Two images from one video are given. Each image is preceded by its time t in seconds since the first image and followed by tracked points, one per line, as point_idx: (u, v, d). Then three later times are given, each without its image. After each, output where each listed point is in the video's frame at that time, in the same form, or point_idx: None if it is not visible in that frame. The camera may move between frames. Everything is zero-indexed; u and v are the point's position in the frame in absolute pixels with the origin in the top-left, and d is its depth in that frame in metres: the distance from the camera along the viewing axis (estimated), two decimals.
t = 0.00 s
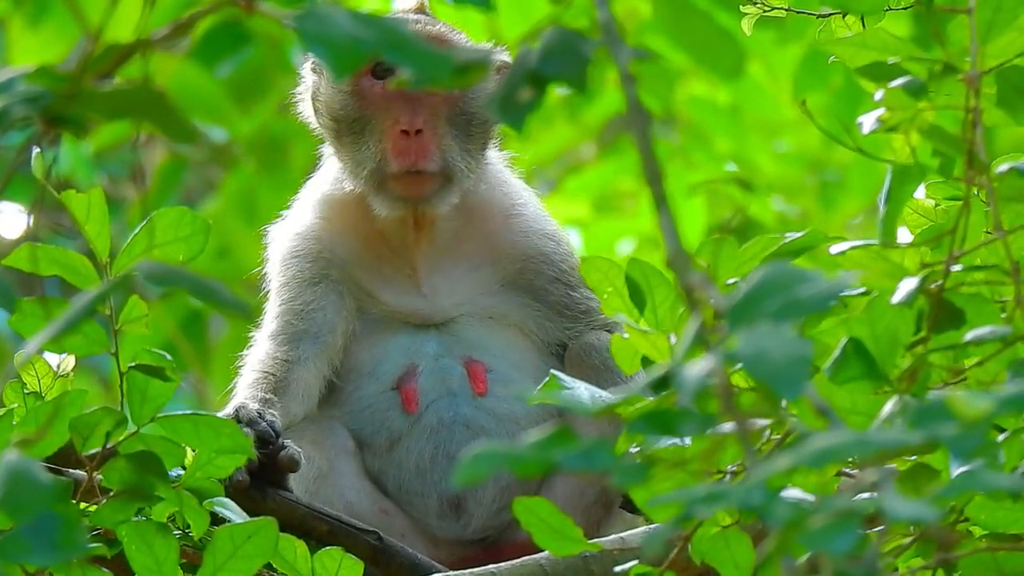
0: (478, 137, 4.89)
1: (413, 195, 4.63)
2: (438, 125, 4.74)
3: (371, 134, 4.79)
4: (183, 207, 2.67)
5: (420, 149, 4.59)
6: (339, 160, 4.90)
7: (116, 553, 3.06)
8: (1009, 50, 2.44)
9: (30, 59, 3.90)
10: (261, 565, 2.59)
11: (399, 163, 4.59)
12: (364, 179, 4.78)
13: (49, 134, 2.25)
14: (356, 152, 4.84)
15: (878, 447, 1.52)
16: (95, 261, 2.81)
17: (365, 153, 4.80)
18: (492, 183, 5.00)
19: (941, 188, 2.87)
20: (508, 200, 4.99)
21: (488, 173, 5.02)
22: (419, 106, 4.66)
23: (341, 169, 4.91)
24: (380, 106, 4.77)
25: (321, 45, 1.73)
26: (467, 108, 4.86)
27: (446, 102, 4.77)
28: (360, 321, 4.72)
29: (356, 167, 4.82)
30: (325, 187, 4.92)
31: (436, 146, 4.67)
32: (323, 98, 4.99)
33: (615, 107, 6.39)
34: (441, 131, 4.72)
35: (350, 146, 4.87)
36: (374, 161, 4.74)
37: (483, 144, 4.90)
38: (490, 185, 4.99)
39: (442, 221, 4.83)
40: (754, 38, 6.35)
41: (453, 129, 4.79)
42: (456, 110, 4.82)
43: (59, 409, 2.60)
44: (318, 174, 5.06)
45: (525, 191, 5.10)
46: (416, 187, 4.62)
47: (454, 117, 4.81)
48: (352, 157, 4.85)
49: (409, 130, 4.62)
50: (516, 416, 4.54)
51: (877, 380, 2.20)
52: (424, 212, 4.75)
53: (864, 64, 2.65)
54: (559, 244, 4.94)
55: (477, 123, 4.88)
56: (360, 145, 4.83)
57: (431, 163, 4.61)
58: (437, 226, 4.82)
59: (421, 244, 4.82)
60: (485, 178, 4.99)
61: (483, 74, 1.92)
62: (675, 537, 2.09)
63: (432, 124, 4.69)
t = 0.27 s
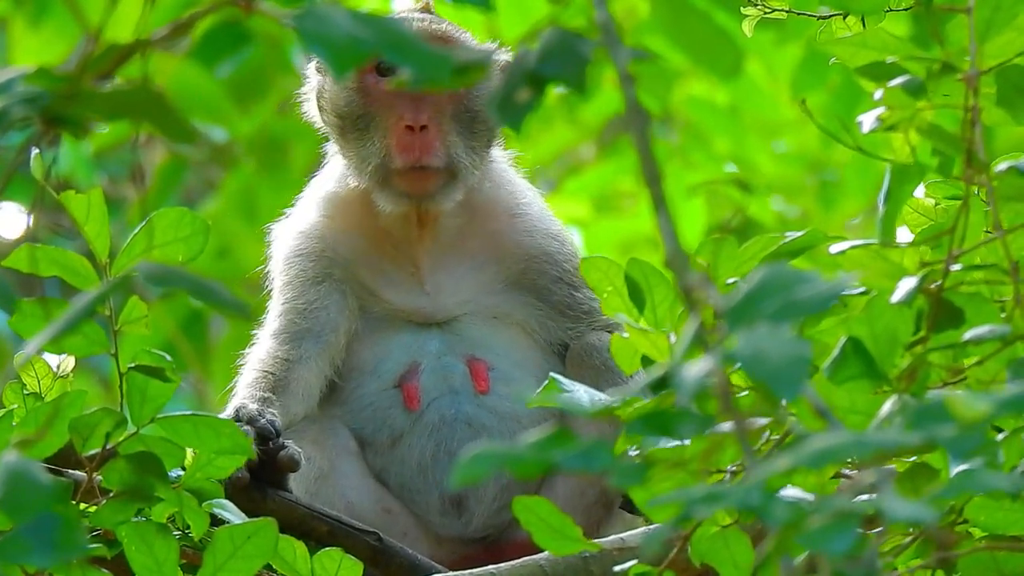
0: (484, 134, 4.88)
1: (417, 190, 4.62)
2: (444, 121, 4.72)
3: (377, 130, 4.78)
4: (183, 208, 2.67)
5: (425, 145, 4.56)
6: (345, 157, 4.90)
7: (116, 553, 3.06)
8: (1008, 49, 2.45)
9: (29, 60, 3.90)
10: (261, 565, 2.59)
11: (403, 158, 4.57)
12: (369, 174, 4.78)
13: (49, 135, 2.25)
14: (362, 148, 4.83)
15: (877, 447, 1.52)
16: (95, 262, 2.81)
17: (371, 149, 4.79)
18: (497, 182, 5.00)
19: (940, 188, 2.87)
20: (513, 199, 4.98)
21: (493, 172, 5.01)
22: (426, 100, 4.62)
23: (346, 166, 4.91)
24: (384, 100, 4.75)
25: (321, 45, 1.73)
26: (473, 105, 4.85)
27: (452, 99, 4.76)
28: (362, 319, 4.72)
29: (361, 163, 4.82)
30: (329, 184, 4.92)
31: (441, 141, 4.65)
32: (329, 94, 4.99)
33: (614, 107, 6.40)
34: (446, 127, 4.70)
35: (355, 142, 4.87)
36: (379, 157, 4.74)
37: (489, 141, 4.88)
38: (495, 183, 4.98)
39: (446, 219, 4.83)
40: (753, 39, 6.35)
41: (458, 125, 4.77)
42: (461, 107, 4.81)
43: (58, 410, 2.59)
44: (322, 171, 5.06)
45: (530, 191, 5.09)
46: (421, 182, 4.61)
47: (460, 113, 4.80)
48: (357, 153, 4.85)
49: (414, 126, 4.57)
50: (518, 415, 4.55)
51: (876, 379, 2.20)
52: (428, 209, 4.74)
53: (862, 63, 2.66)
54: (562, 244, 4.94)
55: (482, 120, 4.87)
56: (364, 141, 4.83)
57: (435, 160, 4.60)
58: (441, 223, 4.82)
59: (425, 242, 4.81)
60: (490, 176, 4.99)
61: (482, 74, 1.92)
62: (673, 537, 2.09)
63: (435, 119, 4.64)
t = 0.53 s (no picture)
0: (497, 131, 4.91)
1: (434, 180, 4.71)
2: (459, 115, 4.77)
3: (392, 122, 4.88)
4: (183, 207, 2.67)
5: (443, 136, 4.63)
6: (360, 149, 5.00)
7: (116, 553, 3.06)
8: (1008, 50, 2.44)
9: (30, 60, 3.90)
10: (261, 565, 2.59)
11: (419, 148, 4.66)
12: (384, 165, 4.86)
13: (49, 135, 2.25)
14: (377, 140, 4.93)
15: (878, 450, 1.52)
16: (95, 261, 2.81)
17: (385, 141, 4.89)
18: (508, 180, 5.02)
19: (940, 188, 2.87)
20: (523, 198, 5.00)
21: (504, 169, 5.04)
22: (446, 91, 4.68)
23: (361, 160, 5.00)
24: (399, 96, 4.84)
25: (320, 46, 1.73)
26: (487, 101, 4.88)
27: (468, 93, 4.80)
28: (371, 314, 4.77)
29: (377, 154, 4.91)
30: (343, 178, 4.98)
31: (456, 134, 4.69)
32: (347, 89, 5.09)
33: (614, 107, 6.40)
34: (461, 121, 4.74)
35: (371, 135, 4.97)
36: (395, 148, 4.82)
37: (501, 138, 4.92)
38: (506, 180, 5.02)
39: (457, 215, 4.87)
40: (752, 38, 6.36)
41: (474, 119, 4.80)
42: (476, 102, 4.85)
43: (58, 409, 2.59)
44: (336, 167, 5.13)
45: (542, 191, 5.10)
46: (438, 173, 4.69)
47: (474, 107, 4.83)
48: (372, 145, 4.94)
49: (431, 116, 4.62)
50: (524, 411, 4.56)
51: (876, 380, 2.20)
52: (439, 203, 4.80)
53: (863, 64, 2.66)
54: (571, 244, 4.94)
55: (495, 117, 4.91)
56: (380, 134, 4.91)
57: (453, 150, 4.67)
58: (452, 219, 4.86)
59: (436, 237, 4.86)
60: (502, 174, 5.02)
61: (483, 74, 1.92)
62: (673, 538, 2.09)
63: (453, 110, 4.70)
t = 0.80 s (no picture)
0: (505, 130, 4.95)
1: (452, 176, 4.72)
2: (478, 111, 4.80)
3: (409, 114, 4.87)
4: (183, 205, 2.66)
5: (466, 133, 4.66)
6: (376, 141, 5.00)
7: (116, 551, 3.06)
8: (1009, 51, 2.43)
9: (30, 58, 3.90)
10: (261, 563, 2.58)
11: (442, 144, 4.69)
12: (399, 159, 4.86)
13: (49, 135, 2.25)
14: (393, 131, 4.93)
15: (879, 452, 1.52)
16: (96, 259, 2.81)
17: (402, 133, 4.88)
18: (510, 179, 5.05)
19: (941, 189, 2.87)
20: (524, 197, 5.03)
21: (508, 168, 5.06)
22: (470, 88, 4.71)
23: (375, 153, 5.00)
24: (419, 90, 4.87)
25: (322, 45, 1.73)
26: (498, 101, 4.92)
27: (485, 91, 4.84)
28: (373, 310, 4.76)
29: (393, 147, 4.90)
30: (347, 177, 5.04)
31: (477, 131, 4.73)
32: (364, 81, 5.14)
33: (614, 106, 6.40)
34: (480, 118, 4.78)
35: (388, 127, 4.96)
36: (413, 141, 4.81)
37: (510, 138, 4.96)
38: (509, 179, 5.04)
39: (464, 213, 4.87)
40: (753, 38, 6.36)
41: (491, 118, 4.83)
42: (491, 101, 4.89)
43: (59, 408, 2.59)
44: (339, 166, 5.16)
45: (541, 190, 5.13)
46: (458, 169, 4.72)
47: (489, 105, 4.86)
48: (389, 138, 4.94)
49: (455, 112, 4.67)
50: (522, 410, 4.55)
51: (876, 381, 2.21)
52: (449, 200, 4.82)
53: (863, 66, 2.64)
54: (569, 244, 5.00)
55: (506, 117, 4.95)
56: (397, 128, 4.92)
57: (475, 149, 4.70)
58: (459, 218, 4.87)
59: (439, 235, 4.88)
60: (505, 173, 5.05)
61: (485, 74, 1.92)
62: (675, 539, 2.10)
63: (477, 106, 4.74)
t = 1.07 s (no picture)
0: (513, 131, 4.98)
1: (463, 172, 4.73)
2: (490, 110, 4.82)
3: (420, 112, 4.87)
4: (183, 204, 2.66)
5: (479, 131, 4.69)
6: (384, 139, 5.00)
7: (116, 552, 3.06)
8: (1010, 49, 2.43)
9: (30, 59, 3.89)
10: (261, 563, 2.58)
11: (456, 142, 4.71)
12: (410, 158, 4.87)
13: (50, 135, 2.24)
14: (404, 129, 4.93)
15: (881, 451, 1.52)
16: (96, 259, 2.81)
17: (414, 130, 4.87)
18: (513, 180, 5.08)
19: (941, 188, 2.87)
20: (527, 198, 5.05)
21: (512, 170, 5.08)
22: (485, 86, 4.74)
23: (382, 151, 5.00)
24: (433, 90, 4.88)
25: (325, 45, 1.73)
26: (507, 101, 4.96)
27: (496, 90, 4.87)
28: (376, 311, 4.78)
29: (404, 143, 4.89)
30: (352, 176, 5.05)
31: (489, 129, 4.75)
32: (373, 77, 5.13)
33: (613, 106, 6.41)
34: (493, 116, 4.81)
35: (398, 124, 4.97)
36: (424, 138, 4.81)
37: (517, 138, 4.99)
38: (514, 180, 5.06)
39: (469, 211, 4.89)
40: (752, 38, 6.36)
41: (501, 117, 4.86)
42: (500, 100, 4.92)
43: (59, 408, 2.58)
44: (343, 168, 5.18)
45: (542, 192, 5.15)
46: (469, 168, 4.73)
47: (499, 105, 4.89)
48: (400, 135, 4.93)
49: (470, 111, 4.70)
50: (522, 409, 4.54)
51: (878, 380, 2.20)
52: (455, 198, 4.82)
53: (864, 65, 2.65)
54: (570, 245, 5.01)
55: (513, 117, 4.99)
56: (406, 126, 4.93)
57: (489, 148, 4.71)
58: (463, 216, 4.88)
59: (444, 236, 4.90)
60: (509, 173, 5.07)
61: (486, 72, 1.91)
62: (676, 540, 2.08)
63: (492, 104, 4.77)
